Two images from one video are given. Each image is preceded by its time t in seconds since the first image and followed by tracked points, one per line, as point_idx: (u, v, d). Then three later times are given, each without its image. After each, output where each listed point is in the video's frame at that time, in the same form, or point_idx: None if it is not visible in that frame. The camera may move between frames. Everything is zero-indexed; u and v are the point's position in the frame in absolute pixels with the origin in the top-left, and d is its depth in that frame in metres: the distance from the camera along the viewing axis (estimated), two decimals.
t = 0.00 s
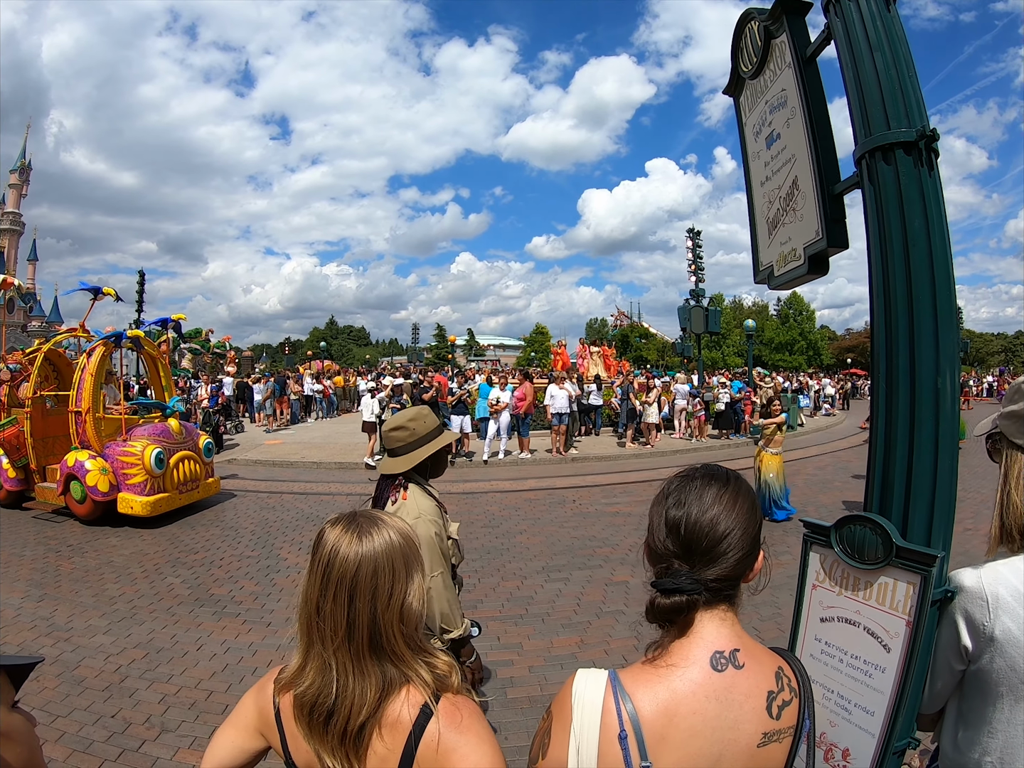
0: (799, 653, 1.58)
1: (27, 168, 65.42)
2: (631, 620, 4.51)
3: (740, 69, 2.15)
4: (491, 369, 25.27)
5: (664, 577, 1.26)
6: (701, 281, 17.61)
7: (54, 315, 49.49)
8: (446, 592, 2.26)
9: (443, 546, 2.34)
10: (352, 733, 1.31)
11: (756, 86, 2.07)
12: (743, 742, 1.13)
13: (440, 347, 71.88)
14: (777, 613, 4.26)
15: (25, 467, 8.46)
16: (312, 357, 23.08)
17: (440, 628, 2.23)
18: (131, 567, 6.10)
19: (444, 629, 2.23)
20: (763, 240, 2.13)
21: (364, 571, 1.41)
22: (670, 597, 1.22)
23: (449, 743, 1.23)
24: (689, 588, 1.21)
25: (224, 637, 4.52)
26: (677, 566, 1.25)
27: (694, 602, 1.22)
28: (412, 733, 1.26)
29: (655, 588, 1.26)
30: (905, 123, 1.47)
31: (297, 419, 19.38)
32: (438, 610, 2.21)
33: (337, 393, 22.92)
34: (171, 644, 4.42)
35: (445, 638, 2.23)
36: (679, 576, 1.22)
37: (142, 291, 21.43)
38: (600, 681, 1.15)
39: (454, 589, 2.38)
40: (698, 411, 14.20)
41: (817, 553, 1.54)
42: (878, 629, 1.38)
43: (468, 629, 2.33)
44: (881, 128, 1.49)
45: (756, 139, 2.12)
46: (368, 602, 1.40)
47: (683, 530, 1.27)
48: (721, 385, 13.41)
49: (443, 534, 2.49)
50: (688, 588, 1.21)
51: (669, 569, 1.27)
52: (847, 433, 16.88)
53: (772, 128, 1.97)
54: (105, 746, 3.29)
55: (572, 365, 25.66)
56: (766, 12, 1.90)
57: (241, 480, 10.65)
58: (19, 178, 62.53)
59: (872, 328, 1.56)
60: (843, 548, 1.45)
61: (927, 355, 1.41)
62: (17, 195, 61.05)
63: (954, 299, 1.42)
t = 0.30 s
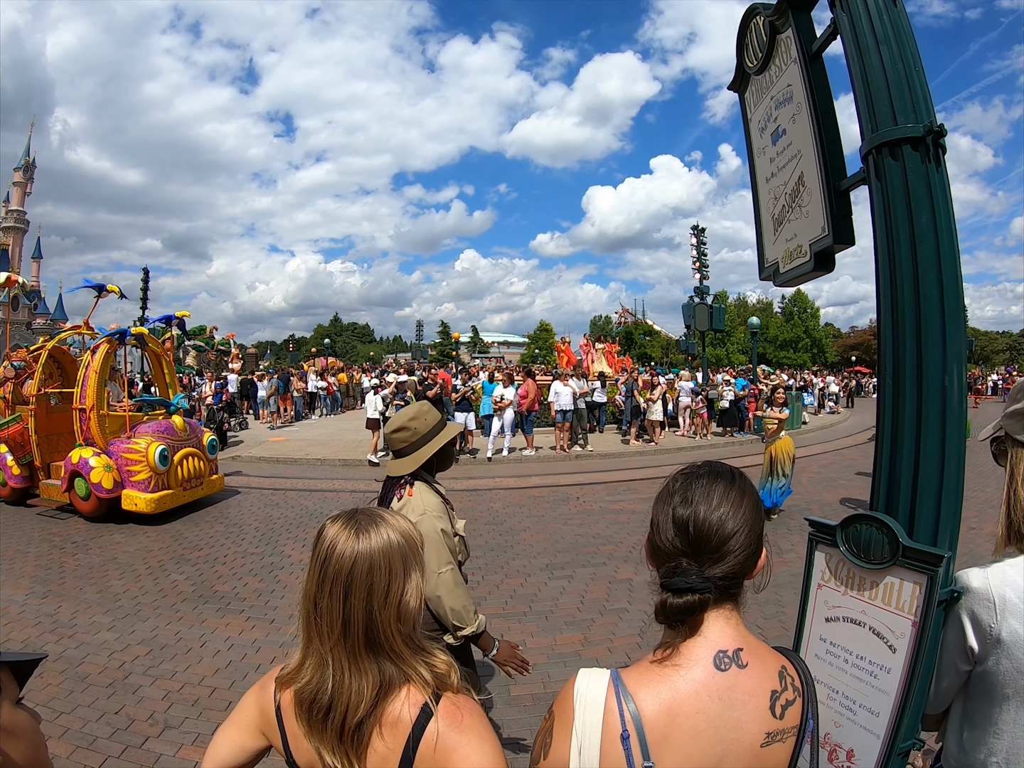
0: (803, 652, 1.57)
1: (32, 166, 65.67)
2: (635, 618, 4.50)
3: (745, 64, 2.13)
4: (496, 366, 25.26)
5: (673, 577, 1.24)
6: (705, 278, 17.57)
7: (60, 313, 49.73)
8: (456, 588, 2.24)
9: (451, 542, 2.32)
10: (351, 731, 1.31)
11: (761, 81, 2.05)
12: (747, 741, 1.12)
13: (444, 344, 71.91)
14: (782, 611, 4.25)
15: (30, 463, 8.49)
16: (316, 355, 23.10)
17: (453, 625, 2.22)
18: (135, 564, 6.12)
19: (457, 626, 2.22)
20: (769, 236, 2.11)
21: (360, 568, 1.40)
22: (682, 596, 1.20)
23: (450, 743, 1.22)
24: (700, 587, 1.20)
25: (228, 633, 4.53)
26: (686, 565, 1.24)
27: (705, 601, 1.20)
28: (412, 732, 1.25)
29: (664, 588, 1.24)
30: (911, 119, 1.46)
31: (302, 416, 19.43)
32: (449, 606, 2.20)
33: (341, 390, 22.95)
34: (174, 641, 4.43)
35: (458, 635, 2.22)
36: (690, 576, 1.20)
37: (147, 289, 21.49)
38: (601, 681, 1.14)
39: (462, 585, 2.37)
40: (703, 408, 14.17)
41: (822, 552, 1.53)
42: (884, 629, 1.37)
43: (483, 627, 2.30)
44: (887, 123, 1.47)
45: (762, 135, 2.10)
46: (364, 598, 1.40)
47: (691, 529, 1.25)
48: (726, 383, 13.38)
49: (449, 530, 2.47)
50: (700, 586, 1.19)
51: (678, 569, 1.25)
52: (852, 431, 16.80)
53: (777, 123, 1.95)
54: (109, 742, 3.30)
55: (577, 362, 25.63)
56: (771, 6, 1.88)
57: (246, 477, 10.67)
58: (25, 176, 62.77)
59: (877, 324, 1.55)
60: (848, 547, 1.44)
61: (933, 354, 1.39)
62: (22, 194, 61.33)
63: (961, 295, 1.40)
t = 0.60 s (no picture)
0: (805, 651, 1.56)
1: (32, 161, 65.57)
2: (635, 613, 4.50)
3: (748, 57, 2.10)
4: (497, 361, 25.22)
5: (678, 575, 1.22)
6: (706, 273, 17.50)
7: (60, 308, 49.69)
8: (454, 585, 2.23)
9: (451, 539, 2.31)
10: (345, 731, 1.30)
11: (764, 74, 2.03)
12: (749, 742, 1.11)
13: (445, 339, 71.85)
14: (783, 607, 4.24)
15: (31, 459, 8.49)
16: (317, 349, 23.08)
17: (449, 622, 2.22)
18: (136, 559, 6.12)
19: (451, 622, 2.22)
20: (771, 230, 2.09)
21: (350, 567, 1.39)
22: (688, 595, 1.18)
23: (446, 743, 1.22)
24: (706, 585, 1.18)
25: (229, 629, 4.53)
26: (690, 563, 1.22)
27: (711, 599, 1.18)
28: (407, 732, 1.24)
29: (669, 587, 1.22)
30: (916, 111, 1.43)
31: (303, 410, 19.43)
32: (445, 603, 2.20)
33: (342, 385, 22.95)
34: (175, 636, 4.44)
35: (453, 631, 2.23)
36: (696, 573, 1.19)
37: (147, 284, 21.47)
38: (602, 680, 1.12)
39: (461, 582, 2.37)
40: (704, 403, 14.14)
41: (825, 550, 1.51)
42: (887, 628, 1.35)
43: (478, 624, 2.30)
44: (891, 116, 1.45)
45: (765, 128, 2.07)
46: (353, 596, 1.38)
47: (695, 526, 1.24)
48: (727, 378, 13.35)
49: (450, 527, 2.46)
50: (706, 584, 1.17)
51: (683, 567, 1.23)
52: (854, 425, 16.77)
53: (780, 116, 1.92)
54: (110, 737, 3.30)
55: (578, 357, 25.60)
56: None
57: (246, 472, 10.67)
58: (24, 171, 62.64)
59: (880, 320, 1.53)
60: (851, 545, 1.43)
61: (936, 350, 1.37)
62: (22, 189, 61.24)
63: (965, 290, 1.37)
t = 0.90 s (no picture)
0: (802, 648, 1.55)
1: (27, 156, 65.21)
2: (632, 608, 4.50)
3: (745, 50, 2.08)
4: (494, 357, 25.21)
5: (674, 572, 1.21)
6: (704, 268, 17.50)
7: (55, 304, 49.46)
8: (452, 581, 2.22)
9: (449, 535, 2.30)
10: (336, 731, 1.29)
11: (761, 68, 2.01)
12: (745, 740, 1.10)
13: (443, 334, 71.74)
14: (780, 602, 4.24)
15: (27, 457, 8.45)
16: (314, 345, 23.02)
17: (446, 618, 2.20)
18: (132, 556, 6.10)
19: (450, 618, 2.21)
20: (768, 225, 2.08)
21: (340, 566, 1.37)
22: (685, 592, 1.17)
23: (438, 744, 1.21)
24: (703, 582, 1.17)
25: (226, 625, 4.52)
26: (686, 559, 1.21)
27: (709, 596, 1.17)
28: (399, 733, 1.23)
29: (666, 584, 1.20)
30: (915, 105, 1.42)
31: (300, 406, 19.40)
32: (444, 599, 2.19)
33: (339, 380, 22.90)
34: (172, 633, 4.42)
35: (451, 628, 2.22)
36: (692, 570, 1.17)
37: (144, 280, 21.37)
38: (596, 679, 1.11)
39: (460, 578, 2.35)
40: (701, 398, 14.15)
41: (822, 547, 1.50)
42: (884, 625, 1.35)
43: (477, 620, 2.29)
44: (890, 109, 1.43)
45: (762, 122, 2.05)
46: (341, 595, 1.36)
47: (692, 522, 1.23)
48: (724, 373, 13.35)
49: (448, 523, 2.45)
50: (702, 581, 1.16)
51: (679, 563, 1.21)
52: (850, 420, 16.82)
53: (777, 110, 1.91)
54: (107, 735, 3.29)
55: (575, 352, 25.59)
56: None
57: (243, 468, 10.65)
58: (19, 166, 62.27)
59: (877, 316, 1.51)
60: (849, 542, 1.42)
61: (933, 346, 1.36)
62: (16, 185, 60.86)
63: (963, 286, 1.36)
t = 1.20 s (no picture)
0: (802, 643, 1.56)
1: (21, 151, 64.80)
2: (630, 604, 4.52)
3: (745, 48, 2.08)
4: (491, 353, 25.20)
5: (677, 566, 1.22)
6: (700, 265, 17.52)
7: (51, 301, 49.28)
8: (453, 577, 2.23)
9: (449, 531, 2.31)
10: (340, 727, 1.30)
11: (761, 65, 2.01)
12: (746, 733, 1.11)
13: (439, 331, 71.72)
14: (776, 598, 4.26)
15: (23, 454, 8.42)
16: (310, 342, 22.97)
17: (448, 614, 2.21)
18: (129, 553, 6.10)
19: (451, 614, 2.22)
20: (767, 222, 2.08)
21: (353, 561, 1.38)
22: (688, 585, 1.18)
23: (443, 740, 1.21)
24: (706, 575, 1.18)
25: (223, 622, 4.52)
26: (689, 553, 1.22)
27: (711, 589, 1.18)
28: (404, 729, 1.24)
29: (669, 577, 1.21)
30: (915, 104, 1.42)
31: (296, 403, 19.37)
32: (445, 595, 2.19)
33: (336, 377, 22.88)
34: (170, 629, 4.43)
35: (453, 624, 2.22)
36: (696, 563, 1.18)
37: (140, 277, 21.29)
38: (600, 673, 1.12)
39: (460, 574, 2.36)
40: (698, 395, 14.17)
41: (822, 542, 1.52)
42: (884, 620, 1.36)
43: (478, 615, 2.30)
44: (891, 107, 1.44)
45: (762, 119, 2.05)
46: (357, 593, 1.38)
47: (694, 516, 1.23)
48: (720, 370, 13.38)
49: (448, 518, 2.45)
50: (706, 574, 1.17)
51: (682, 557, 1.22)
52: (845, 417, 16.90)
53: (777, 107, 1.91)
54: (106, 732, 3.29)
55: (571, 348, 25.60)
56: None
57: (240, 465, 10.63)
58: (13, 160, 61.91)
59: (879, 313, 1.52)
60: (848, 537, 1.43)
61: (935, 345, 1.37)
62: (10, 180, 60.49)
63: (964, 286, 1.37)
